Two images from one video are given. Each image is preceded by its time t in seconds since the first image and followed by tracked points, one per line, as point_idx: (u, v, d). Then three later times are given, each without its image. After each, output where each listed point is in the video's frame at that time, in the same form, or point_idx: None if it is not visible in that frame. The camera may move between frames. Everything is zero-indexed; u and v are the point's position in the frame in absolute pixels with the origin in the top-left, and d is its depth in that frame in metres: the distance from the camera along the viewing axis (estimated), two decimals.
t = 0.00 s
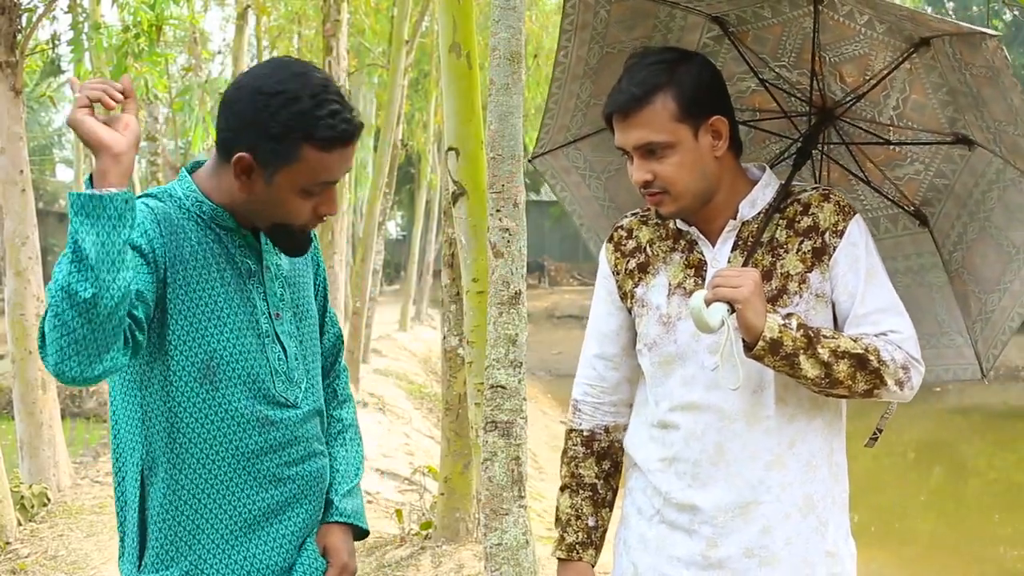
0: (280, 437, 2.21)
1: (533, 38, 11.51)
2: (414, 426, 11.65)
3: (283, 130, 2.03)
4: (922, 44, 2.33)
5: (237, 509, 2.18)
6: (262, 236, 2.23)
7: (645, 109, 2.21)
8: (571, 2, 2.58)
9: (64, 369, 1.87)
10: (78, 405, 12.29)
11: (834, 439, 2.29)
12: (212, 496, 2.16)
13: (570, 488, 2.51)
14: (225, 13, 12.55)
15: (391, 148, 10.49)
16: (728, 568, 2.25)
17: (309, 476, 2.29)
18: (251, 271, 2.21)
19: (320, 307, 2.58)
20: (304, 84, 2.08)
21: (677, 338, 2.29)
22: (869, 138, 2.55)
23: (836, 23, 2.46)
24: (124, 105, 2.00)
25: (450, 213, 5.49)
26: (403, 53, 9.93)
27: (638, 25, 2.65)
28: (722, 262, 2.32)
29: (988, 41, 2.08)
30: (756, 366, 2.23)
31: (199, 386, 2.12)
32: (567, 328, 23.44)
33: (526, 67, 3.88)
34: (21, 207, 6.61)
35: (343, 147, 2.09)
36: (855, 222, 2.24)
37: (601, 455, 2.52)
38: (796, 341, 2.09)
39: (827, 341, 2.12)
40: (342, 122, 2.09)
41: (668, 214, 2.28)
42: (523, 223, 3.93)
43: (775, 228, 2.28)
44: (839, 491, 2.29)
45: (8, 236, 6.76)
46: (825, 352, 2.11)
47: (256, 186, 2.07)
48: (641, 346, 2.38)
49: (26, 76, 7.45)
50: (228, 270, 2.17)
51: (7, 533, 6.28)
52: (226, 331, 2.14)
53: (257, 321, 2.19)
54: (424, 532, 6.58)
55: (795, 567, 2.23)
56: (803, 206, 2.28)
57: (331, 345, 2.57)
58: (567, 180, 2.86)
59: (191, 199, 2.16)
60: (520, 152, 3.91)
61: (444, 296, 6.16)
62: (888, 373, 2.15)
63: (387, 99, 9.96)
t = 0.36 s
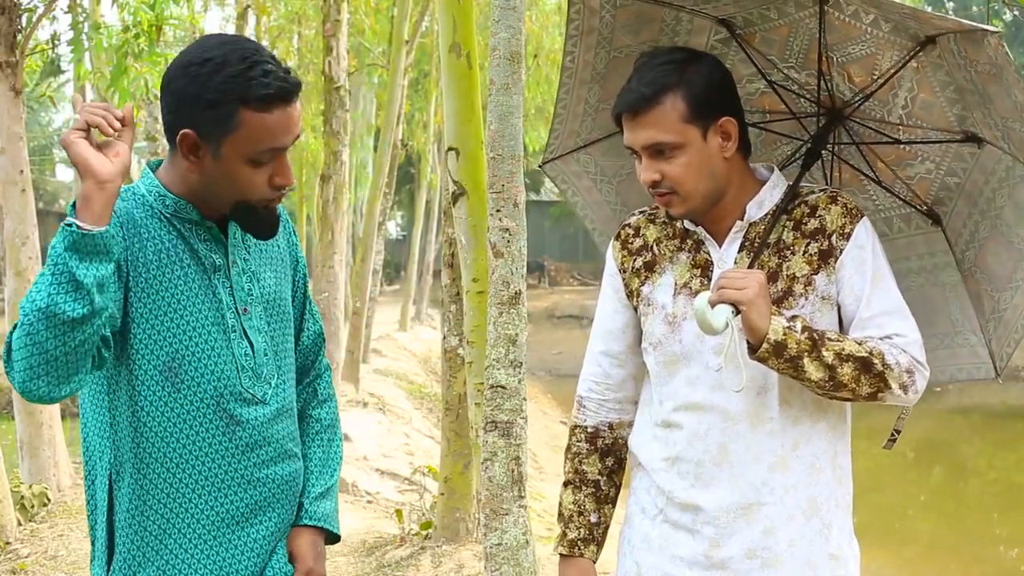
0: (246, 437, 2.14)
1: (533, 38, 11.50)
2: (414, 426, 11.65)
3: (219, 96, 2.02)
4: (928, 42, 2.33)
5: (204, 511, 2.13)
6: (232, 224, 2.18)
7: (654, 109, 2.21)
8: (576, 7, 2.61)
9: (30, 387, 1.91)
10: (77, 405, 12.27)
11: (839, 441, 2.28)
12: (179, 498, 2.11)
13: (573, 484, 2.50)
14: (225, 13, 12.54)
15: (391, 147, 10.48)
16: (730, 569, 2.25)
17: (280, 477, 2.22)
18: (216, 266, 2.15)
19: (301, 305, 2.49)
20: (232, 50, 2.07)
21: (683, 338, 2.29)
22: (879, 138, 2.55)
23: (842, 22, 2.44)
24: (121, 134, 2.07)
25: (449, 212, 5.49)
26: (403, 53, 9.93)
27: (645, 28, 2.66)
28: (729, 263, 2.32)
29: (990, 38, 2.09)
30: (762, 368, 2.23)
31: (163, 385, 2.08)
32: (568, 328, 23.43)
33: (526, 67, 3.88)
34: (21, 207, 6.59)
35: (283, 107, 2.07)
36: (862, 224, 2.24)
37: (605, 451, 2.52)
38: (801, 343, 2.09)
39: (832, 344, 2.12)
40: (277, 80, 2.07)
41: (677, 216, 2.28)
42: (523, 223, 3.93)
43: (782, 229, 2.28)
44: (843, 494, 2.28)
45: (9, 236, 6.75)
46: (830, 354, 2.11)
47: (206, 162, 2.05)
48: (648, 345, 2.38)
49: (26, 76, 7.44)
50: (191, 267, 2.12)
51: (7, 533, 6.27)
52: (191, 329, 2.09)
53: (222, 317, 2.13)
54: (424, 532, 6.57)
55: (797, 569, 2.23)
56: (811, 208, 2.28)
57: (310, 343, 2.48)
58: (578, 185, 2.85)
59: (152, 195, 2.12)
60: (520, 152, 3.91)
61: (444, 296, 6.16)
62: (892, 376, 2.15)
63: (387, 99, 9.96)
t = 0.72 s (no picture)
0: (233, 435, 2.13)
1: (533, 38, 11.50)
2: (414, 426, 11.65)
3: (198, 85, 2.02)
4: (927, 41, 2.33)
5: (189, 510, 2.11)
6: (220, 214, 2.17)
7: (654, 112, 2.21)
8: (572, 8, 2.62)
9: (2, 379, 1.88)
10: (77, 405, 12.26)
11: (839, 441, 2.28)
12: (163, 497, 2.10)
13: (574, 485, 2.50)
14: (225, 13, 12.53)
15: (391, 147, 10.49)
16: (731, 570, 2.25)
17: (269, 476, 2.20)
18: (200, 263, 2.14)
19: (289, 306, 2.48)
20: (206, 39, 2.08)
21: (682, 340, 2.29)
22: (880, 135, 2.55)
23: (841, 20, 2.44)
24: (88, 130, 2.08)
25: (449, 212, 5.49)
26: (403, 53, 9.93)
27: (642, 29, 2.66)
28: (728, 265, 2.32)
29: (987, 38, 2.08)
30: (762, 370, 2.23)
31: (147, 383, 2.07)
32: (567, 328, 23.43)
33: (526, 67, 3.88)
34: (21, 207, 6.55)
35: (262, 92, 2.08)
36: (861, 224, 2.24)
37: (606, 452, 2.51)
38: (800, 345, 2.09)
39: (831, 345, 2.13)
40: (255, 66, 2.08)
41: (678, 220, 2.28)
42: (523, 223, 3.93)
43: (781, 230, 2.28)
44: (844, 493, 2.28)
45: (9, 236, 6.72)
46: (829, 356, 2.11)
47: (190, 154, 2.06)
48: (647, 346, 2.38)
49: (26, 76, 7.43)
50: (174, 265, 2.11)
51: (7, 533, 6.28)
52: (174, 327, 2.09)
53: (207, 316, 2.12)
54: (424, 532, 6.57)
55: (798, 569, 2.23)
56: (810, 208, 2.28)
57: (297, 345, 2.46)
58: (578, 185, 2.85)
59: (136, 193, 2.12)
60: (520, 152, 3.91)
61: (443, 296, 6.16)
62: (892, 377, 2.15)
63: (387, 99, 9.96)
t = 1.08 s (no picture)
0: (225, 438, 2.13)
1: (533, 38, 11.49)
2: (414, 426, 11.65)
3: (195, 83, 2.03)
4: (907, 40, 2.31)
5: (181, 512, 2.11)
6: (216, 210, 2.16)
7: (630, 115, 2.20)
8: (549, 9, 2.56)
9: None
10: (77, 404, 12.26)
11: (827, 442, 2.27)
12: (154, 498, 2.10)
13: (567, 495, 2.50)
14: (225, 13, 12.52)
15: (391, 147, 10.49)
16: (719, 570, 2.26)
17: (263, 479, 2.20)
18: (192, 265, 2.14)
19: (284, 308, 2.47)
20: (201, 36, 2.08)
21: (666, 346, 2.29)
22: (859, 133, 2.51)
23: (820, 18, 2.41)
24: (83, 137, 2.08)
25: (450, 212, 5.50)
26: (403, 53, 9.92)
27: (620, 28, 2.60)
28: (710, 270, 2.32)
29: (969, 41, 2.04)
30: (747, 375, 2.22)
31: (139, 384, 2.07)
32: (567, 328, 23.45)
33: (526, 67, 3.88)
34: (22, 207, 6.54)
35: (257, 87, 2.09)
36: (843, 224, 2.23)
37: (597, 462, 2.50)
38: (783, 349, 2.09)
39: (816, 347, 2.12)
40: (250, 61, 2.08)
41: (657, 224, 2.28)
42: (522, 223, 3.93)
43: (762, 232, 2.28)
44: (832, 494, 2.27)
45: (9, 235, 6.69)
46: (814, 358, 2.11)
47: (189, 153, 2.06)
48: (631, 353, 2.38)
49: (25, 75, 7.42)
50: (167, 267, 2.11)
51: (7, 533, 6.28)
52: (166, 329, 2.08)
53: (199, 317, 2.12)
54: (424, 532, 6.57)
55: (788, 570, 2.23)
56: (791, 210, 2.27)
57: (294, 348, 2.46)
58: (556, 185, 2.78)
59: (130, 196, 2.11)
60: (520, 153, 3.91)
61: (444, 296, 6.16)
62: (879, 376, 2.14)
63: (387, 99, 9.96)
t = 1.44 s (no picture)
0: (227, 438, 2.13)
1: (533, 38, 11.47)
2: (414, 426, 11.65)
3: (199, 82, 2.03)
4: (874, 50, 2.23)
5: (182, 513, 2.11)
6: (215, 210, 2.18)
7: (595, 105, 2.14)
8: None
9: None
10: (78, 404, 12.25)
11: (790, 437, 2.19)
12: (157, 499, 2.09)
13: (523, 506, 2.38)
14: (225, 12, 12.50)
15: (391, 147, 10.49)
16: (688, 570, 2.15)
17: (264, 479, 2.20)
18: (192, 266, 2.14)
19: (283, 309, 2.47)
20: (204, 36, 2.08)
21: (631, 348, 2.20)
22: (819, 139, 2.42)
23: (790, 21, 2.31)
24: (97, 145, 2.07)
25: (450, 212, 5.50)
26: (403, 53, 9.91)
27: (591, 16, 2.47)
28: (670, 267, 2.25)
29: (936, 57, 2.04)
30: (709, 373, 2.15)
31: (140, 386, 2.07)
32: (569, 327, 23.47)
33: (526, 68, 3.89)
34: (21, 207, 6.53)
35: (260, 87, 2.09)
36: (799, 219, 2.17)
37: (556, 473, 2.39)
38: (732, 345, 2.02)
39: (767, 344, 2.05)
40: (253, 61, 2.08)
41: (618, 218, 2.18)
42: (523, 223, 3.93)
43: (720, 228, 2.21)
44: (797, 490, 2.19)
45: (9, 235, 6.67)
46: (764, 354, 2.03)
47: (191, 152, 2.06)
48: (593, 358, 2.28)
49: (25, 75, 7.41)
50: (167, 267, 2.11)
51: (7, 533, 6.28)
52: (168, 330, 2.08)
53: (199, 318, 2.12)
54: (424, 532, 6.57)
55: (756, 568, 2.13)
56: (749, 206, 2.21)
57: (293, 349, 2.46)
58: (514, 166, 2.73)
59: (131, 196, 2.11)
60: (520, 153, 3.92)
61: (444, 296, 6.16)
62: (832, 372, 2.06)
63: (387, 99, 9.96)
